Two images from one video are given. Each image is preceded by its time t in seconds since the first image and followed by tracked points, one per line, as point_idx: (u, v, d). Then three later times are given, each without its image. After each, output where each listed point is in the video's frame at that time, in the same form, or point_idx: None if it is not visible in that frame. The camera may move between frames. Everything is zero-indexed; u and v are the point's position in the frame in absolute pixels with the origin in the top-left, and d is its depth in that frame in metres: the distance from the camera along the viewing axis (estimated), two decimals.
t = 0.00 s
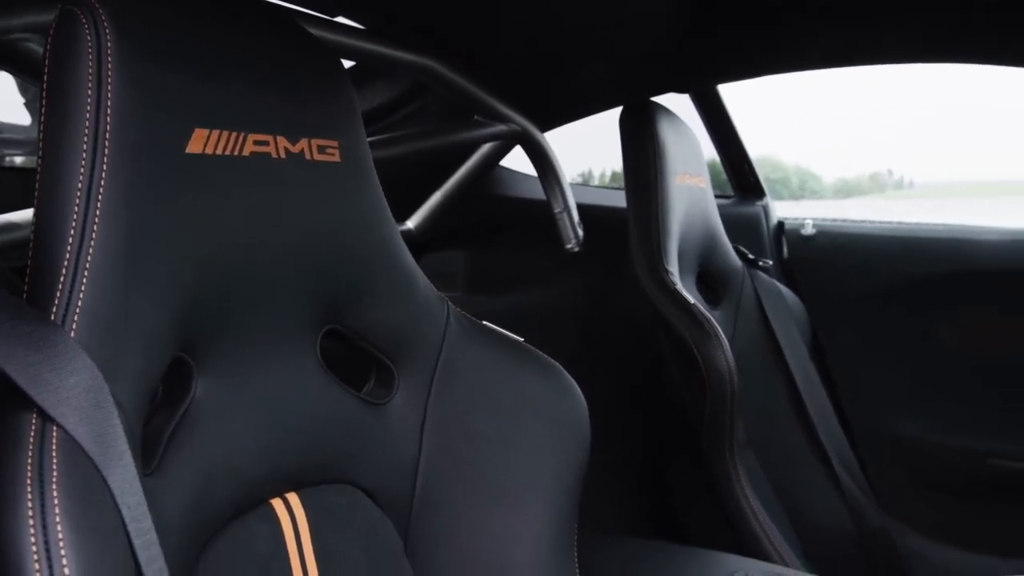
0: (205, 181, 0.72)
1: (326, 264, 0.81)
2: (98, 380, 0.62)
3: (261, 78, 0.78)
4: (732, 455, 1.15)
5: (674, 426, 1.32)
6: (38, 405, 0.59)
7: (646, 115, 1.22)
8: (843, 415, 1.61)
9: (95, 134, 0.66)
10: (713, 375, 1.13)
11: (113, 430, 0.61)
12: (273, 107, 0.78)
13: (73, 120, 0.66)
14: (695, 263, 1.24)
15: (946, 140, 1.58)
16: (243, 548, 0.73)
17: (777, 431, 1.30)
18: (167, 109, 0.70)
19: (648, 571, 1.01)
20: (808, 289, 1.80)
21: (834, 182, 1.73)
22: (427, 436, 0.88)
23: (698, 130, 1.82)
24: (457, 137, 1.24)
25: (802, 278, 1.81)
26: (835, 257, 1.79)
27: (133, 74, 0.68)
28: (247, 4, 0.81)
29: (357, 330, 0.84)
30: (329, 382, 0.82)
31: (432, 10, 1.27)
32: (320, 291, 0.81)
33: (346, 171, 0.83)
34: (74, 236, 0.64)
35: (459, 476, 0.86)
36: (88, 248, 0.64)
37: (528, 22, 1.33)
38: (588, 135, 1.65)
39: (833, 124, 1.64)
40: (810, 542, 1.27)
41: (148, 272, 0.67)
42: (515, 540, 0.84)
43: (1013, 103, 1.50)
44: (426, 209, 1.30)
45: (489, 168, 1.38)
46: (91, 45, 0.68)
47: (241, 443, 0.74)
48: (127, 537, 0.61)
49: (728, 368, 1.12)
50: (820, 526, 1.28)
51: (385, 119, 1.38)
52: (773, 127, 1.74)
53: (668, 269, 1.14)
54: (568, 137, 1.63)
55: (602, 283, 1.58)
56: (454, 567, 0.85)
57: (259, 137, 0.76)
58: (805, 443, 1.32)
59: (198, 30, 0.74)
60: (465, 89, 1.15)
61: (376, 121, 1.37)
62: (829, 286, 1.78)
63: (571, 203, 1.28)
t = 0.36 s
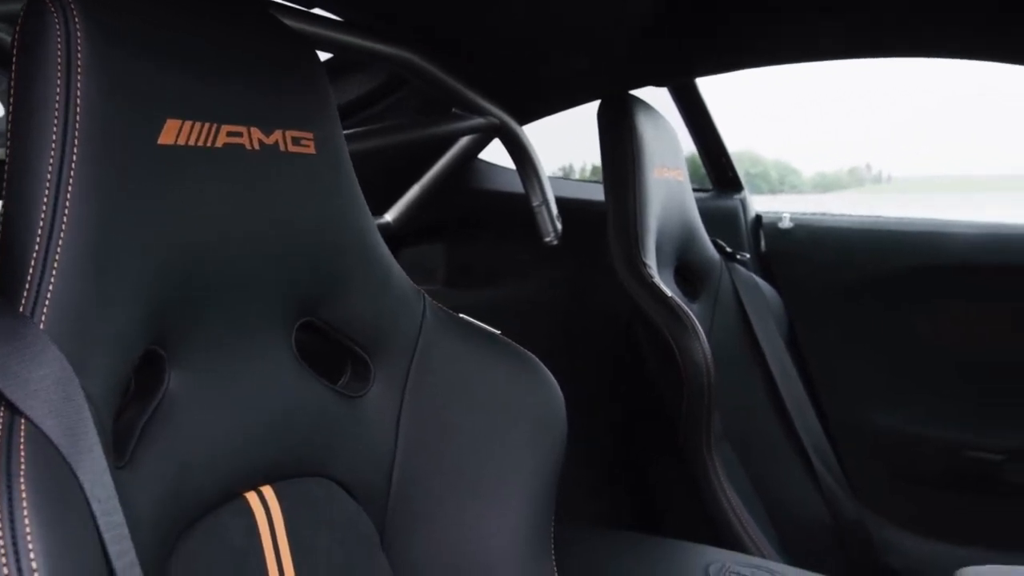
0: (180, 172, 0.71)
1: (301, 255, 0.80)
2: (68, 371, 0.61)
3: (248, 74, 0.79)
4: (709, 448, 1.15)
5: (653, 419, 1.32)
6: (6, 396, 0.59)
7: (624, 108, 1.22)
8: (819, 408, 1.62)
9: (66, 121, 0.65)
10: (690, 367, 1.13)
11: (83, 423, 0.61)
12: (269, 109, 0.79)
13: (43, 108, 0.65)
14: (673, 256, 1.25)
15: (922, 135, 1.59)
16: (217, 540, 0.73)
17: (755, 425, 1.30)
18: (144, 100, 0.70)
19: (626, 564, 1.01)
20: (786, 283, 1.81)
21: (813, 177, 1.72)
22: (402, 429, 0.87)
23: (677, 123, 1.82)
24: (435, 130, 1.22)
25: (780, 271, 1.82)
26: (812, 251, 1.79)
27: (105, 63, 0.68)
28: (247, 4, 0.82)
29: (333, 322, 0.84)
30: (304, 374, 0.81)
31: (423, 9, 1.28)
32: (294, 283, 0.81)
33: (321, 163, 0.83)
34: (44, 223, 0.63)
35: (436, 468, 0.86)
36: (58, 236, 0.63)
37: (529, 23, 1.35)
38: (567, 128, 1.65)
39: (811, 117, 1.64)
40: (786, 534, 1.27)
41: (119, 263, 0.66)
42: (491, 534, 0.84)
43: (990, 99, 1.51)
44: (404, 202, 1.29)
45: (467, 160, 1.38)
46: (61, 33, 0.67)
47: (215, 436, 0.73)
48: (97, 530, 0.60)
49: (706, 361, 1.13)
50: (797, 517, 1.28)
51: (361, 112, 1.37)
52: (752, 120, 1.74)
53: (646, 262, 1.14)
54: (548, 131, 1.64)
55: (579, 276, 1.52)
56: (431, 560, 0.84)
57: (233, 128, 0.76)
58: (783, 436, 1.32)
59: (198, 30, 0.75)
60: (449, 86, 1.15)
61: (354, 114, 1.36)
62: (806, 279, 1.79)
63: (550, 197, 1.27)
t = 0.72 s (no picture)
0: (152, 164, 0.71)
1: (274, 248, 0.80)
2: (35, 364, 0.61)
3: (232, 66, 0.79)
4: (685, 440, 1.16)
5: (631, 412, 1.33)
6: None
7: (600, 101, 1.22)
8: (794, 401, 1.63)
9: (32, 111, 0.65)
10: (666, 359, 1.13)
11: (50, 416, 0.61)
12: (271, 112, 0.81)
13: (8, 98, 0.65)
14: (649, 249, 1.25)
15: (897, 128, 1.60)
16: (189, 534, 0.72)
17: (731, 417, 1.30)
18: (115, 91, 0.69)
19: (602, 557, 1.02)
20: (761, 276, 1.82)
21: (791, 172, 1.74)
22: (376, 421, 0.87)
23: (654, 117, 1.83)
24: (413, 122, 1.23)
25: (756, 264, 1.83)
26: (788, 245, 1.81)
27: (72, 53, 0.67)
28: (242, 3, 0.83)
29: (306, 315, 0.83)
30: (278, 367, 0.81)
31: (412, 7, 1.29)
32: (267, 275, 0.80)
33: (294, 155, 0.82)
34: (9, 214, 0.62)
35: (412, 462, 0.86)
36: (25, 227, 0.62)
37: (529, 23, 1.37)
38: (542, 124, 1.64)
39: (787, 110, 1.64)
40: (763, 525, 1.28)
41: (87, 254, 0.66)
42: (467, 527, 0.84)
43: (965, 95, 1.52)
44: (381, 195, 1.28)
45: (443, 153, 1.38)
46: (28, 24, 0.67)
47: (186, 429, 0.73)
48: (65, 523, 0.60)
49: (681, 353, 1.13)
50: (771, 505, 1.29)
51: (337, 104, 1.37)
52: (729, 113, 1.74)
53: (622, 255, 1.14)
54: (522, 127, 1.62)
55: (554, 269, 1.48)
56: (407, 554, 0.84)
57: (204, 118, 0.75)
58: (759, 428, 1.33)
59: (199, 30, 0.77)
60: (428, 80, 1.16)
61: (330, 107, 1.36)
62: (782, 272, 1.80)
63: (527, 189, 1.27)
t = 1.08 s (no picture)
0: (124, 156, 0.71)
1: (246, 239, 0.79)
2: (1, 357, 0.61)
3: (213, 61, 0.79)
4: (660, 431, 1.16)
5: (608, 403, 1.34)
6: None
7: (576, 93, 1.22)
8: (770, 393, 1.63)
9: None
10: (642, 350, 1.14)
11: (16, 409, 0.61)
12: (244, 103, 0.80)
13: None
14: (625, 241, 1.25)
15: (872, 120, 1.60)
16: (160, 526, 0.72)
17: (706, 408, 1.31)
18: (83, 80, 0.69)
19: (578, 548, 1.02)
20: (737, 268, 1.82)
21: (769, 164, 1.72)
22: (350, 413, 0.86)
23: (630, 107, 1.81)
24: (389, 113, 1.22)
25: (732, 257, 1.83)
26: (762, 237, 1.81)
27: (39, 43, 0.67)
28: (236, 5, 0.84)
29: (278, 306, 0.83)
30: (251, 360, 0.80)
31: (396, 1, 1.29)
32: (239, 266, 0.79)
33: (265, 145, 0.81)
34: None
35: (387, 455, 0.85)
36: None
37: (528, 22, 1.39)
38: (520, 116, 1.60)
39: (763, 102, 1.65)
40: (737, 514, 1.28)
41: (52, 245, 0.65)
42: (442, 520, 0.84)
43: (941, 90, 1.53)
44: (357, 186, 1.28)
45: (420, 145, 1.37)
46: None
47: (157, 421, 0.72)
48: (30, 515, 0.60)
49: (657, 345, 1.13)
50: (745, 494, 1.30)
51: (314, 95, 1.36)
52: (707, 106, 1.75)
53: (599, 247, 1.13)
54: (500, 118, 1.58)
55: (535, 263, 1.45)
56: (382, 549, 0.83)
57: (173, 108, 0.75)
58: (735, 421, 1.34)
59: (202, 33, 0.78)
60: (407, 72, 1.16)
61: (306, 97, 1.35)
62: (757, 263, 1.81)
63: (503, 182, 1.25)
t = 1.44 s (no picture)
0: (89, 147, 0.70)
1: (215, 230, 0.79)
2: None
3: (184, 52, 0.78)
4: (634, 421, 1.16)
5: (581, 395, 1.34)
6: None
7: (551, 86, 1.22)
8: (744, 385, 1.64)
9: None
10: (616, 343, 1.14)
11: None
12: (215, 95, 0.80)
13: None
14: (600, 234, 1.25)
15: (845, 114, 1.62)
16: (127, 520, 0.71)
17: (680, 400, 1.31)
18: (47, 69, 0.68)
19: (552, 540, 1.02)
20: (711, 261, 1.84)
21: (746, 159, 1.73)
22: (322, 406, 0.85)
23: (605, 100, 1.81)
24: (364, 106, 1.21)
25: (706, 250, 1.84)
26: (736, 230, 1.82)
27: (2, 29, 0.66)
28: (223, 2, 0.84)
29: (249, 299, 0.82)
30: (222, 354, 0.80)
31: None
32: (209, 257, 0.79)
33: (235, 137, 0.81)
34: None
35: (359, 447, 0.85)
36: None
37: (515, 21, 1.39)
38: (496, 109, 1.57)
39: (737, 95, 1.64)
40: (713, 506, 1.29)
41: (16, 237, 0.65)
42: (415, 512, 0.84)
43: (914, 86, 1.54)
44: (331, 178, 1.27)
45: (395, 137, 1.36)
46: None
47: (124, 413, 0.72)
48: None
49: (631, 337, 1.13)
50: (719, 486, 1.31)
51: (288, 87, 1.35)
52: (683, 99, 1.75)
53: (573, 238, 1.14)
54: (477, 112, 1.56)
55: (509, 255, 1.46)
56: (354, 541, 0.83)
57: (141, 98, 0.74)
58: (710, 414, 1.34)
59: (199, 30, 0.79)
60: (382, 66, 1.14)
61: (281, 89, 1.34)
62: (732, 256, 1.82)
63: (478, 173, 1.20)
